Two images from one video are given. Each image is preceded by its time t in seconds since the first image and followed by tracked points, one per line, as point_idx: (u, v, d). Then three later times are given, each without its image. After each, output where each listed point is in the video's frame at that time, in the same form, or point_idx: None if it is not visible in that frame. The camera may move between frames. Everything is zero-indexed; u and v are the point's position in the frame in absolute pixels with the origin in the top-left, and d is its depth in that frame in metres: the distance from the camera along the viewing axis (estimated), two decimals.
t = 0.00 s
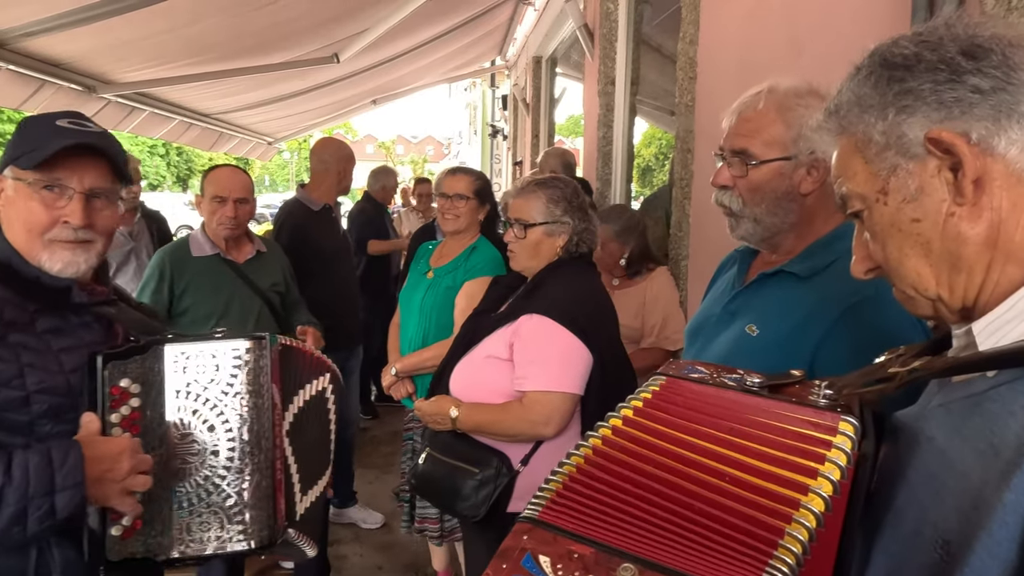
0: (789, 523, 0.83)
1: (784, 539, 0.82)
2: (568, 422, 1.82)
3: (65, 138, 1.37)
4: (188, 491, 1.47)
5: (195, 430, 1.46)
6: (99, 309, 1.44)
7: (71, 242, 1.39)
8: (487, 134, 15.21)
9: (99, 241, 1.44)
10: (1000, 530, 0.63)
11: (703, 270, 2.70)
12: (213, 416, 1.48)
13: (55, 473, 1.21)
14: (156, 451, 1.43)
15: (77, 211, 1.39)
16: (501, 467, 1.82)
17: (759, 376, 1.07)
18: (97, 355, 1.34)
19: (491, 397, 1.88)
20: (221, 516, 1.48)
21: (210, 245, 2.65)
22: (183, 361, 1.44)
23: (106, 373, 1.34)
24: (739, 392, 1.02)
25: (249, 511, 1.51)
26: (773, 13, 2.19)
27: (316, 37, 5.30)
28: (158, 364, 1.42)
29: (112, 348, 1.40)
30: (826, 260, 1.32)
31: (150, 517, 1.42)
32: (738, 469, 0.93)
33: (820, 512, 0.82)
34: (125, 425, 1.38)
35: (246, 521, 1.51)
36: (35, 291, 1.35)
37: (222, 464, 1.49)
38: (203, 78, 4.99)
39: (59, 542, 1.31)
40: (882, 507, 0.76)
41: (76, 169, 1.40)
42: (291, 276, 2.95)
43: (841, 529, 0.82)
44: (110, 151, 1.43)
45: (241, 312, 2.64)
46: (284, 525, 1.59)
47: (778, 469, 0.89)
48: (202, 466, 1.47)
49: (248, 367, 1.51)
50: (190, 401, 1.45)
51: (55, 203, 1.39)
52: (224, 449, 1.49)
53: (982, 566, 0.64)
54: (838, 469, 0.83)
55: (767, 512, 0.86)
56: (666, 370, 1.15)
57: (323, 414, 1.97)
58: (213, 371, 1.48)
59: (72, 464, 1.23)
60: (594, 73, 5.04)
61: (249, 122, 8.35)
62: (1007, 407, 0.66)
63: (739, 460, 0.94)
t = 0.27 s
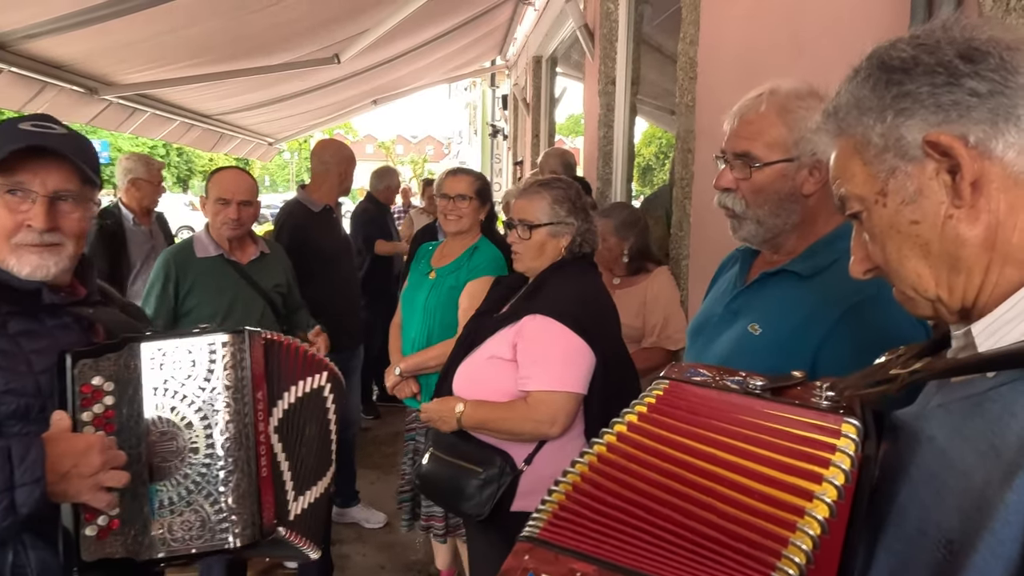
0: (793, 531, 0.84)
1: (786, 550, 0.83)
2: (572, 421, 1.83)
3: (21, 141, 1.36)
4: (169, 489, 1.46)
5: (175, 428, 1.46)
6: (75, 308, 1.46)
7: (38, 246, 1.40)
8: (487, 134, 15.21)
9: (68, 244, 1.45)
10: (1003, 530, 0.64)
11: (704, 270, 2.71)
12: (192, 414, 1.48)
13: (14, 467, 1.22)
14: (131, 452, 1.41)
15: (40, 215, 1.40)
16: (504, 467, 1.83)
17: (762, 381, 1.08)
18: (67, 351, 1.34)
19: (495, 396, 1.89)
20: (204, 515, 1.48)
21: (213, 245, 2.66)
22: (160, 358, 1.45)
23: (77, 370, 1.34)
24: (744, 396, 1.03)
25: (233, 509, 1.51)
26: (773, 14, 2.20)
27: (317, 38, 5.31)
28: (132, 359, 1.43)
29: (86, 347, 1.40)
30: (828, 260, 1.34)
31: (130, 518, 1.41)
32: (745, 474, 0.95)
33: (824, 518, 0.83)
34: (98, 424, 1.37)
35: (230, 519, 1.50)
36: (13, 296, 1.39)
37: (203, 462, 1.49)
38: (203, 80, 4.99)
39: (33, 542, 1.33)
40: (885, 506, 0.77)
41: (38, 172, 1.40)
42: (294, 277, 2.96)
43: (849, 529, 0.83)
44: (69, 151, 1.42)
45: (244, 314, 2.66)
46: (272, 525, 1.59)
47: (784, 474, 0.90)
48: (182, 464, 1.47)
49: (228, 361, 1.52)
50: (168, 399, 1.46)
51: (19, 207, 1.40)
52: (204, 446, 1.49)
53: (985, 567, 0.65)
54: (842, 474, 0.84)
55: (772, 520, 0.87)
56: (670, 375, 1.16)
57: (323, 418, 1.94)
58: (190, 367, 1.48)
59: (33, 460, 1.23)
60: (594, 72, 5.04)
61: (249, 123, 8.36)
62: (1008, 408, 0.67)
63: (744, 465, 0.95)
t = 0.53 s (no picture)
0: (802, 533, 0.88)
1: (795, 554, 0.87)
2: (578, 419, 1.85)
3: None
4: (163, 489, 1.47)
5: (164, 426, 1.47)
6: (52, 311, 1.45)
7: (9, 250, 1.38)
8: (487, 133, 15.23)
9: (41, 246, 1.42)
10: (1011, 523, 0.65)
11: (708, 268, 2.72)
12: (183, 411, 1.49)
13: None
14: (119, 453, 1.41)
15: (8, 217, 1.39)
16: (512, 464, 1.85)
17: (770, 374, 1.10)
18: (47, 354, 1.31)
19: (502, 395, 1.91)
20: (202, 513, 1.49)
21: (220, 245, 2.68)
22: (143, 356, 1.44)
23: (59, 373, 1.32)
24: (751, 395, 1.04)
25: (230, 505, 1.53)
26: (776, 13, 2.21)
27: (319, 38, 5.32)
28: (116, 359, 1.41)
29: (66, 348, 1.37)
30: (833, 258, 1.35)
31: (124, 519, 1.40)
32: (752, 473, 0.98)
33: (832, 517, 0.86)
34: (84, 427, 1.36)
35: (229, 515, 1.52)
36: None
37: (197, 459, 1.50)
38: (206, 80, 5.01)
39: (25, 550, 1.33)
40: (894, 500, 0.79)
41: (4, 174, 1.38)
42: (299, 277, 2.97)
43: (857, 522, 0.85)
44: (35, 149, 1.40)
45: (249, 312, 2.68)
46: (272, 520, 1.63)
47: (794, 473, 0.92)
48: (178, 463, 1.49)
49: (216, 357, 1.54)
50: (157, 397, 1.45)
51: None
52: (197, 443, 1.51)
53: (992, 559, 0.66)
54: (851, 471, 0.85)
55: (783, 523, 0.91)
56: (680, 369, 1.17)
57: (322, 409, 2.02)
58: (177, 363, 1.49)
59: None
60: (596, 72, 5.06)
61: (251, 123, 8.37)
62: (1016, 404, 0.68)
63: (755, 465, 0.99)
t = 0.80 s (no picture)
0: (800, 528, 0.90)
1: (790, 551, 0.89)
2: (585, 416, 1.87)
3: None
4: (166, 485, 1.50)
5: (163, 423, 1.51)
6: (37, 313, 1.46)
7: None
8: (490, 131, 15.23)
9: (18, 247, 1.39)
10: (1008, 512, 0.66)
11: (711, 267, 2.75)
12: (182, 407, 1.53)
13: None
14: (120, 453, 1.45)
15: None
16: (519, 461, 1.86)
17: (776, 369, 1.12)
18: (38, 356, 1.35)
19: (509, 392, 1.93)
20: (205, 507, 1.53)
21: (228, 243, 2.70)
22: (137, 353, 1.47)
23: (51, 374, 1.35)
24: (756, 388, 1.06)
25: (233, 496, 1.56)
26: (780, 13, 2.23)
27: (323, 37, 5.34)
28: (110, 355, 1.44)
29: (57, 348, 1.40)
30: (839, 257, 1.37)
31: (129, 519, 1.45)
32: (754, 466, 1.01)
33: (830, 511, 0.87)
34: (82, 428, 1.40)
35: (234, 506, 1.56)
36: None
37: (198, 454, 1.54)
38: (210, 79, 5.02)
39: (29, 558, 1.33)
40: (895, 491, 0.80)
41: None
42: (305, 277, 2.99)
43: (857, 513, 0.87)
44: (10, 148, 1.36)
45: (258, 309, 2.70)
46: (278, 511, 1.66)
47: (795, 467, 0.94)
48: (178, 459, 1.52)
49: (210, 350, 1.57)
50: (153, 394, 1.49)
51: None
52: (197, 438, 1.54)
53: (990, 546, 0.67)
54: (852, 464, 0.87)
55: (782, 518, 0.93)
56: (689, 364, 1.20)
57: (319, 396, 2.04)
58: (171, 358, 1.52)
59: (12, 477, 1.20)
60: (599, 70, 5.07)
61: (255, 122, 8.39)
62: (1015, 396, 0.70)
63: (757, 459, 1.01)
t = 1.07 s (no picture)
0: (798, 525, 0.92)
1: (785, 548, 0.91)
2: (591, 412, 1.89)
3: None
4: (171, 491, 1.51)
5: (166, 428, 1.51)
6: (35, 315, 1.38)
7: None
8: (493, 129, 15.24)
9: None
10: (1006, 507, 0.68)
11: (714, 264, 2.76)
12: (185, 410, 1.54)
13: None
14: (124, 460, 1.43)
15: None
16: (525, 458, 1.88)
17: (781, 367, 1.14)
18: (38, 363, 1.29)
19: (515, 390, 1.95)
20: (212, 510, 1.55)
21: (234, 241, 2.72)
22: (139, 357, 1.48)
23: (54, 381, 1.30)
24: (762, 382, 1.08)
25: (239, 499, 1.59)
26: (784, 12, 2.24)
27: (327, 36, 5.35)
28: (111, 361, 1.43)
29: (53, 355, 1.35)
30: (844, 257, 1.40)
31: (134, 527, 1.43)
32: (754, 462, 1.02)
33: (830, 507, 0.89)
34: (86, 435, 1.35)
35: (239, 509, 1.59)
36: None
37: (202, 461, 1.56)
38: (214, 77, 5.04)
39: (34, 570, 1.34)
40: (899, 486, 0.82)
41: None
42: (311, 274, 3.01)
43: (860, 508, 0.88)
44: None
45: (263, 308, 2.72)
46: (284, 515, 1.70)
47: (795, 464, 0.96)
48: (183, 465, 1.53)
49: (215, 352, 1.60)
50: (157, 398, 1.49)
51: None
52: (202, 441, 1.56)
53: (988, 540, 0.69)
54: (852, 460, 0.89)
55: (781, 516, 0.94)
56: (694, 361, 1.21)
57: (320, 394, 2.05)
58: (174, 362, 1.53)
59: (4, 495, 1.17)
60: (603, 68, 5.08)
61: (259, 120, 8.42)
62: (1013, 393, 0.71)
63: (758, 457, 1.02)
